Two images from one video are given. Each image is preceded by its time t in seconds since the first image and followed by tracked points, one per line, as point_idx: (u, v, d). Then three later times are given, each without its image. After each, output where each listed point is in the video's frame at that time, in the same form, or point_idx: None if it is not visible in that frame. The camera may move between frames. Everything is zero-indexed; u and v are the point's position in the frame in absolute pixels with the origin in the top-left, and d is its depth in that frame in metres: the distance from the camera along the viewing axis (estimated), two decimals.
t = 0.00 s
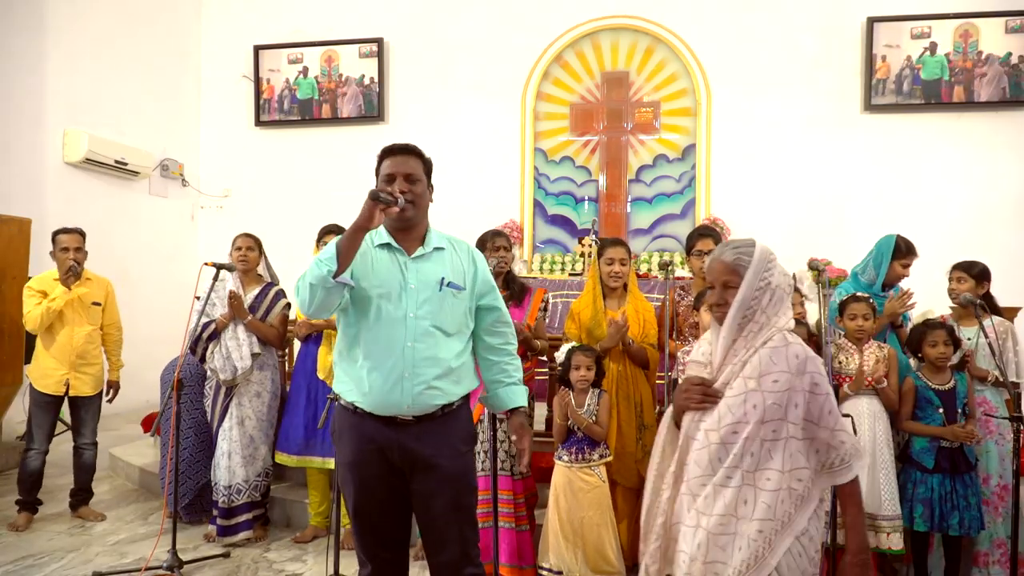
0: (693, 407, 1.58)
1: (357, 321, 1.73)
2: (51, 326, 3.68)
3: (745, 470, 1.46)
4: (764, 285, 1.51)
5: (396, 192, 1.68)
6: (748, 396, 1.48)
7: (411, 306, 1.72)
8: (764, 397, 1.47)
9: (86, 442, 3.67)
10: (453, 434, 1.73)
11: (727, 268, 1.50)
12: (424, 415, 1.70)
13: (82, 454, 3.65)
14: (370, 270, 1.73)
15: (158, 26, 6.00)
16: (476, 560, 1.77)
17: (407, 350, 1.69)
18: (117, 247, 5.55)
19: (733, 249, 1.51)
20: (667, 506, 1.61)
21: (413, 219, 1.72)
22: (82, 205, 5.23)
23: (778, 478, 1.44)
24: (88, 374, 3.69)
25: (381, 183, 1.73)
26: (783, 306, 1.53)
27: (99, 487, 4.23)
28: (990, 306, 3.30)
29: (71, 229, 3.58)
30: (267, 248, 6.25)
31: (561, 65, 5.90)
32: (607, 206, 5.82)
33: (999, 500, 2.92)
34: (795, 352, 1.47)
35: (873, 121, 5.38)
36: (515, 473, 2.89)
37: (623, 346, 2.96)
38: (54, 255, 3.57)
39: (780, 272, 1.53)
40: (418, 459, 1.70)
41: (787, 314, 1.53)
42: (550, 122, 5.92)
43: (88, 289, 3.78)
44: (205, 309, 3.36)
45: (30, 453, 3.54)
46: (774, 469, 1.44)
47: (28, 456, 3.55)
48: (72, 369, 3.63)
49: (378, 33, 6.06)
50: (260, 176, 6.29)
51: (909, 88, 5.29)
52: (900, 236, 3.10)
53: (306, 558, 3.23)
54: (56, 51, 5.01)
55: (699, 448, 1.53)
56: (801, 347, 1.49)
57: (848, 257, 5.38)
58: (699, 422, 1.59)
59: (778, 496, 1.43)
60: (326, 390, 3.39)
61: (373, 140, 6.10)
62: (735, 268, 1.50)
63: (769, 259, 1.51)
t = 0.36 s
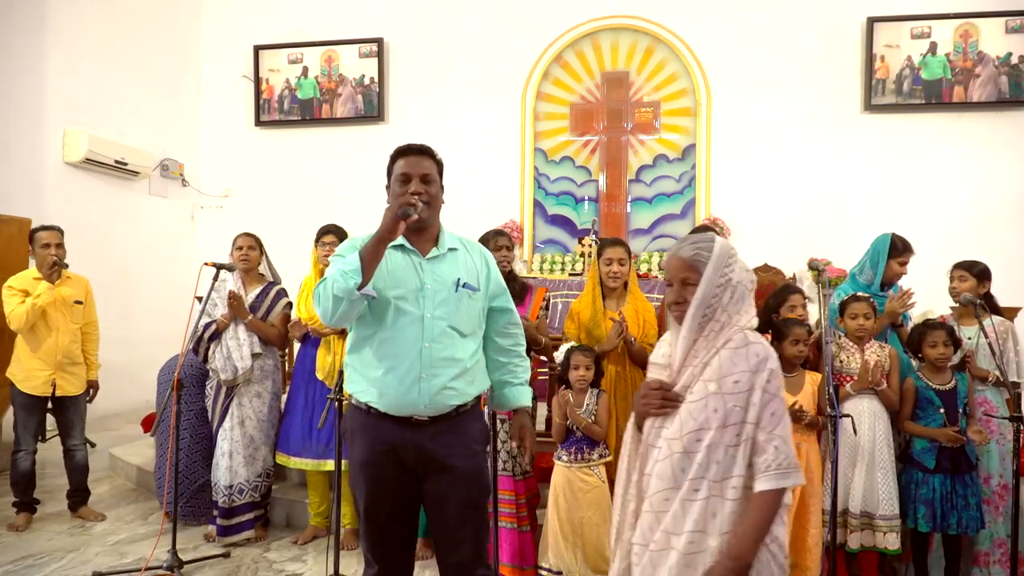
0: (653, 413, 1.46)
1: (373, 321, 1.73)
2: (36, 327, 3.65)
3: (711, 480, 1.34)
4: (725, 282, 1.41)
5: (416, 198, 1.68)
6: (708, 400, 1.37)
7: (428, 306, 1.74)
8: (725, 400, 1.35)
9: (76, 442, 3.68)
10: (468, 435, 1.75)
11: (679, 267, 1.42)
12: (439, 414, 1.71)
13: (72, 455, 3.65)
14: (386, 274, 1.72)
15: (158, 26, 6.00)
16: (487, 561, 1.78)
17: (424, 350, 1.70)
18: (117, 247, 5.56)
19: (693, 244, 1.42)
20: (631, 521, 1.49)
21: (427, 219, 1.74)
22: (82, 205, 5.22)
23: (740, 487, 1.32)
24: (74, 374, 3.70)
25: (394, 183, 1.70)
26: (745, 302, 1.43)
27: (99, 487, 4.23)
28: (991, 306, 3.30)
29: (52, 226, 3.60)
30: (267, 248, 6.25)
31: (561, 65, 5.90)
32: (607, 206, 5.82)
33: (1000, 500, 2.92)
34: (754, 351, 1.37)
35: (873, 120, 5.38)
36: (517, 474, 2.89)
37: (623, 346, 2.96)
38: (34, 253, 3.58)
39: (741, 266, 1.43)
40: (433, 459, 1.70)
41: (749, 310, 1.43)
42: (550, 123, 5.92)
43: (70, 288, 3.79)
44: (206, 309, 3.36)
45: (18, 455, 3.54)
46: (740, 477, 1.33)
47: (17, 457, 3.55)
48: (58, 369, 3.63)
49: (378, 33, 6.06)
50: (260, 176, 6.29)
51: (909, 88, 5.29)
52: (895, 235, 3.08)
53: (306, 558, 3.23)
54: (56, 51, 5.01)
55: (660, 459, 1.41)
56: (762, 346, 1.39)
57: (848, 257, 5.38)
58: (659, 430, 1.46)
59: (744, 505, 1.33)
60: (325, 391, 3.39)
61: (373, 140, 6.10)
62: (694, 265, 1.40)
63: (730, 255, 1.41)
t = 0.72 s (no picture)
0: (572, 412, 1.44)
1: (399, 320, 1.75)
2: (27, 327, 3.63)
3: (631, 483, 1.33)
4: (649, 278, 1.39)
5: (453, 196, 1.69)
6: (630, 400, 1.35)
7: (453, 305, 1.75)
8: (647, 401, 1.34)
9: (70, 443, 3.68)
10: (491, 437, 1.75)
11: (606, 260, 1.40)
12: (464, 415, 1.72)
13: (67, 456, 3.66)
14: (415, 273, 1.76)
15: (158, 26, 6.00)
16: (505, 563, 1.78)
17: (450, 349, 1.72)
18: (117, 247, 5.56)
19: (614, 240, 1.41)
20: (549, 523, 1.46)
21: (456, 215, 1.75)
22: (82, 205, 5.22)
23: (659, 488, 1.30)
24: (65, 375, 3.71)
25: (427, 176, 1.69)
26: (671, 298, 1.41)
27: (98, 487, 4.23)
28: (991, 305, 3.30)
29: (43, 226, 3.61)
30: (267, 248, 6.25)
31: (561, 65, 5.90)
32: (607, 206, 5.82)
33: (1001, 499, 2.93)
34: (678, 350, 1.36)
35: (873, 121, 5.38)
36: (519, 474, 2.89)
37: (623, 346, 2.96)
38: (27, 253, 3.59)
39: (667, 261, 1.43)
40: (457, 460, 1.71)
41: (675, 307, 1.42)
42: (550, 123, 5.92)
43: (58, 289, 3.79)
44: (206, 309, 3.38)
45: (14, 455, 3.53)
46: (658, 479, 1.31)
47: (13, 458, 3.54)
48: (49, 370, 3.63)
49: (378, 33, 6.06)
50: (260, 176, 6.29)
51: (909, 88, 5.29)
52: (893, 234, 3.07)
53: (306, 558, 3.23)
54: (56, 51, 5.01)
55: (580, 460, 1.39)
56: (686, 344, 1.38)
57: (848, 257, 5.38)
58: (580, 429, 1.45)
59: (664, 508, 1.31)
60: (323, 391, 3.37)
61: (373, 140, 6.10)
62: (617, 261, 1.39)
63: (653, 251, 1.40)
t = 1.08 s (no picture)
0: (514, 423, 1.39)
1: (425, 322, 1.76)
2: (28, 327, 3.64)
3: (574, 492, 1.29)
4: (586, 280, 1.38)
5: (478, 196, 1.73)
6: (576, 407, 1.31)
7: (478, 306, 1.76)
8: (594, 408, 1.31)
9: (72, 443, 3.68)
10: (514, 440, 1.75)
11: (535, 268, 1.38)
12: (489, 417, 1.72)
13: (68, 455, 3.66)
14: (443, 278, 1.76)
15: (158, 26, 6.00)
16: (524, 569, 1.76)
17: (475, 350, 1.72)
18: (117, 247, 5.56)
19: (549, 242, 1.38)
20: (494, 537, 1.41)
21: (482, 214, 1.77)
22: (82, 205, 5.22)
23: (606, 497, 1.28)
24: (67, 375, 3.71)
25: (452, 178, 1.75)
26: (609, 300, 1.41)
27: (99, 487, 4.23)
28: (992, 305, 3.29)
29: (46, 227, 3.61)
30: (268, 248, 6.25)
31: (561, 65, 5.90)
32: (607, 206, 5.82)
33: (1004, 499, 2.92)
34: (624, 354, 1.34)
35: (873, 120, 5.38)
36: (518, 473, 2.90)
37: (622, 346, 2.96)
38: (28, 254, 3.59)
39: (604, 260, 1.41)
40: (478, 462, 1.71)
41: (614, 309, 1.41)
42: (550, 122, 5.92)
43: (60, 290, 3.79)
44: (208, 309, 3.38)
45: (15, 455, 3.53)
46: (604, 488, 1.29)
47: (14, 458, 3.55)
48: (50, 370, 3.63)
49: (378, 33, 6.06)
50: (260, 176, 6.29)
51: (909, 88, 5.29)
52: (887, 232, 3.09)
53: (305, 558, 3.23)
54: (56, 50, 5.01)
55: (522, 469, 1.34)
56: (630, 348, 1.37)
57: (848, 257, 5.38)
58: (522, 440, 1.39)
59: (611, 520, 1.28)
60: (323, 391, 3.36)
61: (373, 140, 6.10)
62: (552, 264, 1.37)
63: (590, 251, 1.38)
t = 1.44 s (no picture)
0: (444, 434, 1.25)
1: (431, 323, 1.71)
2: (32, 326, 3.65)
3: (509, 513, 1.16)
4: (529, 280, 1.23)
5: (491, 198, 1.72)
6: (508, 418, 1.18)
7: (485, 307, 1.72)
8: (528, 419, 1.17)
9: (76, 443, 3.69)
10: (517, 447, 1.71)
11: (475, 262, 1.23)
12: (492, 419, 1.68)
13: (71, 455, 3.67)
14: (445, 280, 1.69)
15: (158, 26, 6.00)
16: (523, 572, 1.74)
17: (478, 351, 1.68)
18: (117, 247, 5.56)
19: (490, 234, 1.23)
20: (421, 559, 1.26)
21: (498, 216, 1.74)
22: (82, 205, 5.22)
23: (546, 518, 1.15)
24: (73, 375, 3.70)
25: (467, 178, 1.75)
26: (556, 302, 1.26)
27: (99, 487, 4.23)
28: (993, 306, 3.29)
29: (51, 227, 3.61)
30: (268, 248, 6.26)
31: (561, 65, 5.90)
32: (607, 206, 5.82)
33: (1007, 499, 2.92)
34: (564, 360, 1.19)
35: (873, 121, 5.39)
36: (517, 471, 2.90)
37: (624, 347, 2.98)
38: (33, 254, 3.59)
39: (550, 257, 1.27)
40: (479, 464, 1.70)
41: (560, 309, 1.26)
42: (550, 122, 5.92)
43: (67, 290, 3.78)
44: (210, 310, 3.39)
45: (18, 455, 3.54)
46: (544, 508, 1.15)
47: (17, 458, 3.55)
48: (56, 369, 3.63)
49: (378, 33, 6.06)
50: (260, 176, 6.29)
51: (909, 88, 5.29)
52: (887, 232, 3.09)
53: (305, 558, 3.23)
54: (56, 51, 5.01)
55: (452, 487, 1.20)
56: (573, 352, 1.22)
57: (848, 257, 5.38)
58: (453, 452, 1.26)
59: (552, 543, 1.14)
60: (324, 392, 3.36)
61: (373, 140, 6.10)
62: (492, 260, 1.22)
63: (533, 247, 1.24)
